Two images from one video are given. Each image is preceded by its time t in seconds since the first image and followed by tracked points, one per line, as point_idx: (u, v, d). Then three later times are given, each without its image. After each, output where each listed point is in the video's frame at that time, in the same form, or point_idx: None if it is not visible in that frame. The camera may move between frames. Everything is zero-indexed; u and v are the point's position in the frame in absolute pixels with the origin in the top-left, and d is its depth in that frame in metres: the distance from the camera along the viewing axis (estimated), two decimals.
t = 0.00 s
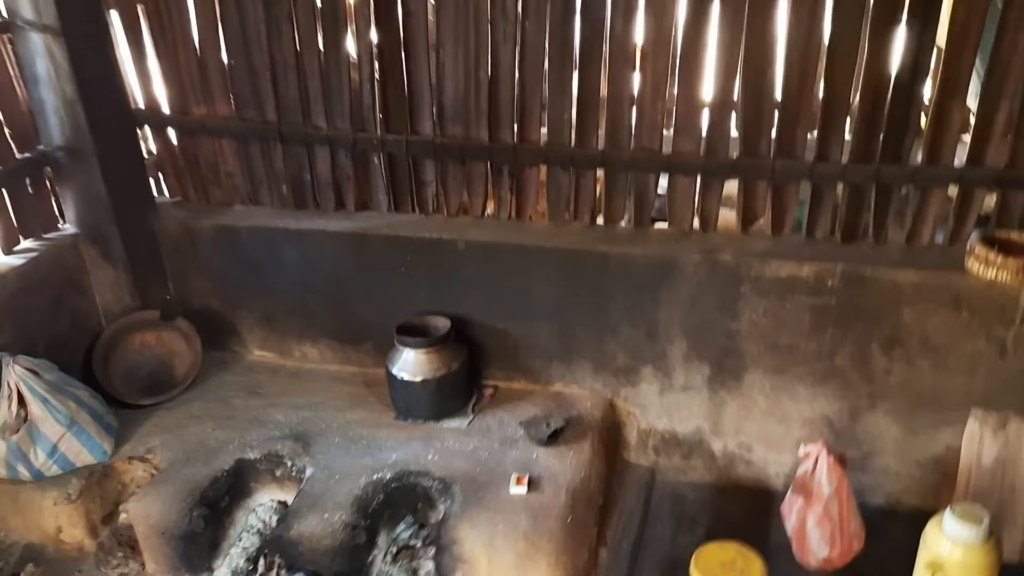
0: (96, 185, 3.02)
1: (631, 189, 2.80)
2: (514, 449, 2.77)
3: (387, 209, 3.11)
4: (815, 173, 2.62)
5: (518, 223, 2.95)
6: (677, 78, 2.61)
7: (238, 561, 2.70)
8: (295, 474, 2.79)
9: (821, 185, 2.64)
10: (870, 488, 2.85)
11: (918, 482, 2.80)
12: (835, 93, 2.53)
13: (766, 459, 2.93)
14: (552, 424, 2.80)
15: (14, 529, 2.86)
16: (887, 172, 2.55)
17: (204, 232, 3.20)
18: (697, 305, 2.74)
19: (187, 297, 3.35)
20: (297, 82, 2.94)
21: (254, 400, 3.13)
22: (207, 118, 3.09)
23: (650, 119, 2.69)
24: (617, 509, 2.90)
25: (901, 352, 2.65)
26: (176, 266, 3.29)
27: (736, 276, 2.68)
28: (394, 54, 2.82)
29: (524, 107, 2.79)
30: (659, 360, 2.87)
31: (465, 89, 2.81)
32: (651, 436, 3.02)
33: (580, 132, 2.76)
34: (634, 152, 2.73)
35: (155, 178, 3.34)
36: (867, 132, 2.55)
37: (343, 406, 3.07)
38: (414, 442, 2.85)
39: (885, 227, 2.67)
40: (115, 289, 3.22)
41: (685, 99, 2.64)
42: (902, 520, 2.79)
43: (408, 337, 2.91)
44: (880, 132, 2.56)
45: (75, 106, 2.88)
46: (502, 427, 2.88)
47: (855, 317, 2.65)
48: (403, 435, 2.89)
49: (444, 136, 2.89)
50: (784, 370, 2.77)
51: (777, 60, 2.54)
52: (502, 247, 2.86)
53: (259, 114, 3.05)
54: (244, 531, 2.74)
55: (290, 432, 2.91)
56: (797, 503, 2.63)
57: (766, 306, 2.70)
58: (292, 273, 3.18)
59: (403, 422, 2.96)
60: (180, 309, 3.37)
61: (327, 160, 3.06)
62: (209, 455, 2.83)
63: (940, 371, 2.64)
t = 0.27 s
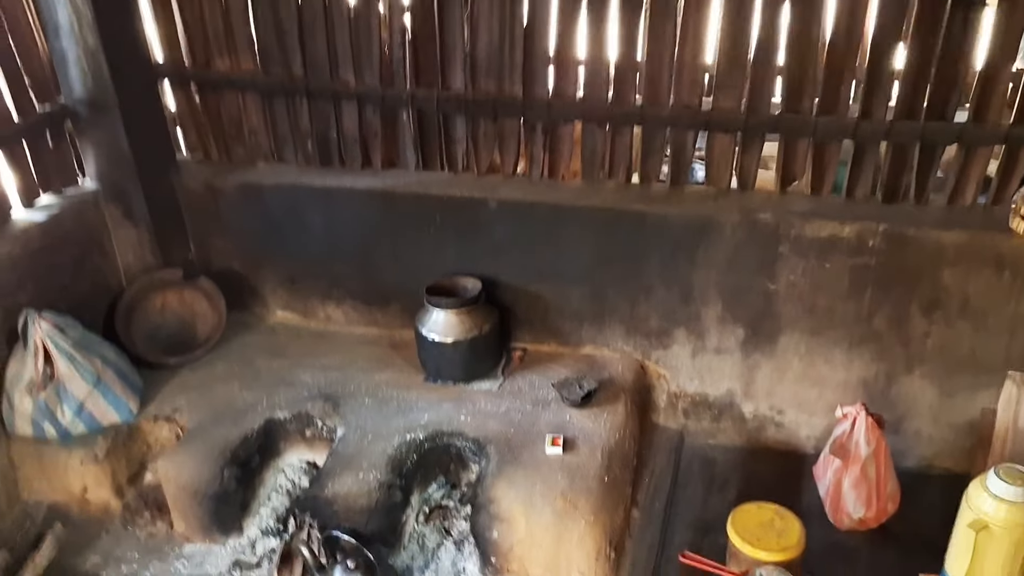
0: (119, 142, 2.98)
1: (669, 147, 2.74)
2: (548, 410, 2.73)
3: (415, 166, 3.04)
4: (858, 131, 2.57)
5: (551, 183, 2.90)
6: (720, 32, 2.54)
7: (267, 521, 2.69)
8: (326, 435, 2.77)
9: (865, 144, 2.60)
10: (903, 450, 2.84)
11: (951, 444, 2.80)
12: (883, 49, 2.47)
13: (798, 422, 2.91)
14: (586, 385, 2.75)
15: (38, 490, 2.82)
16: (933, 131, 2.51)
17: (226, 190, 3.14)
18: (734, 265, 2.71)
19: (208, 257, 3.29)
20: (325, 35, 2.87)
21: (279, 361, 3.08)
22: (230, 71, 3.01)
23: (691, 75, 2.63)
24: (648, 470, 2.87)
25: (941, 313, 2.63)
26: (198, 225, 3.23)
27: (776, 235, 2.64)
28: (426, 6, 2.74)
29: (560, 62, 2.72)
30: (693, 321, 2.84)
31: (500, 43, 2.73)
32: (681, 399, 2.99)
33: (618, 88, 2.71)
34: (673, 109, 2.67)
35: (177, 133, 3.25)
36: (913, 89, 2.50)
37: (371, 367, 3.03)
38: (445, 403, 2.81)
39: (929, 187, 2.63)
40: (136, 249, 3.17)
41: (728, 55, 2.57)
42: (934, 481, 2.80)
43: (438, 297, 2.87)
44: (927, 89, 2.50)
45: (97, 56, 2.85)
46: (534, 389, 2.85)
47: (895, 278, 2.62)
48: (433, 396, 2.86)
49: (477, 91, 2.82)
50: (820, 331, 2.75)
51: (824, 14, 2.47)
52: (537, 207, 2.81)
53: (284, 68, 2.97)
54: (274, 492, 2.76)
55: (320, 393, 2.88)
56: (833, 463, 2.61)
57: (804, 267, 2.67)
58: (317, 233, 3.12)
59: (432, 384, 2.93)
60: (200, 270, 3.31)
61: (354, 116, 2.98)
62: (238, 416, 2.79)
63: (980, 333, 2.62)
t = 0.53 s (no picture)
0: (148, 102, 2.97)
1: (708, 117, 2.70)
2: (579, 380, 2.71)
3: (446, 133, 3.01)
4: (902, 103, 2.53)
5: (585, 151, 2.87)
6: None
7: (298, 486, 2.70)
8: (356, 402, 2.75)
9: (907, 117, 2.56)
10: (933, 425, 2.85)
11: (982, 420, 2.80)
12: (933, 20, 2.41)
13: (828, 396, 2.91)
14: (618, 355, 2.74)
15: (67, 451, 2.83)
16: (979, 104, 2.46)
17: (254, 153, 3.10)
18: (771, 238, 2.69)
19: (234, 221, 3.26)
20: None
21: (307, 327, 3.07)
22: (259, 32, 2.95)
23: (733, 44, 2.58)
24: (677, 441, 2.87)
25: (978, 290, 2.61)
26: (224, 188, 3.20)
27: (815, 208, 2.61)
28: None
29: (599, 29, 2.67)
30: (726, 294, 2.82)
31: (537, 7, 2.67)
32: (711, 372, 2.98)
33: (658, 56, 2.66)
34: (713, 78, 2.63)
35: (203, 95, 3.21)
36: (960, 62, 2.45)
37: (400, 335, 3.02)
38: (477, 372, 2.80)
39: (970, 161, 2.60)
40: (162, 212, 3.17)
41: (772, 23, 2.52)
42: (960, 454, 2.82)
43: (470, 266, 2.85)
44: (975, 62, 2.45)
45: (127, 15, 2.83)
46: (565, 359, 2.84)
47: (934, 253, 2.59)
48: (464, 365, 2.85)
49: (513, 57, 2.78)
50: (855, 306, 2.73)
51: None
52: (571, 175, 2.78)
53: (315, 29, 2.92)
54: (303, 458, 2.76)
55: (350, 359, 2.88)
56: (866, 437, 2.61)
57: (842, 240, 2.64)
58: (346, 198, 3.09)
59: (461, 352, 2.92)
60: (226, 234, 3.29)
61: (386, 80, 2.94)
62: (269, 380, 2.79)
63: (1017, 310, 2.60)
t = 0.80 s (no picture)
0: (174, 62, 2.92)
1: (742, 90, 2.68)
2: (604, 353, 2.70)
3: (474, 102, 2.98)
4: (940, 81, 2.48)
5: (616, 122, 2.84)
6: None
7: (321, 451, 2.68)
8: (381, 369, 2.76)
9: (945, 95, 2.52)
10: (957, 406, 2.83)
11: (1007, 402, 2.78)
12: None
13: (852, 375, 2.90)
14: (644, 329, 2.74)
15: (89, 412, 2.83)
16: (1019, 83, 2.41)
17: (279, 116, 3.08)
18: (802, 214, 2.67)
19: (258, 186, 3.25)
20: None
21: (330, 294, 3.06)
22: None
23: (771, 17, 2.54)
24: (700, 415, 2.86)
25: (1010, 271, 2.58)
26: (249, 151, 3.18)
27: (848, 184, 2.59)
28: None
29: None
30: (754, 270, 2.81)
31: None
32: (736, 348, 2.98)
33: (693, 27, 2.62)
34: (749, 50, 2.59)
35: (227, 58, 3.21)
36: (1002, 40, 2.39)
37: (424, 304, 3.01)
38: (501, 342, 2.80)
39: (1007, 141, 2.55)
40: (186, 172, 3.13)
41: None
42: (985, 436, 2.80)
43: (496, 235, 2.83)
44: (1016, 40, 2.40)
45: None
46: (590, 331, 2.83)
47: (966, 233, 2.57)
48: (488, 335, 2.84)
49: (545, 25, 2.75)
50: (883, 284, 2.72)
51: None
52: (601, 146, 2.76)
53: None
54: (327, 424, 2.74)
55: (374, 326, 2.87)
56: (892, 415, 2.61)
57: (873, 218, 2.62)
58: (371, 164, 3.06)
59: (486, 323, 2.91)
60: (250, 198, 3.27)
61: (415, 46, 2.92)
62: (294, 345, 2.81)
63: None
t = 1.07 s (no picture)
0: (189, 27, 2.93)
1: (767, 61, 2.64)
2: (621, 327, 2.69)
3: (493, 71, 2.94)
4: (971, 56, 2.44)
5: (637, 95, 2.80)
6: None
7: (336, 422, 2.68)
8: (397, 339, 2.76)
9: (976, 71, 2.47)
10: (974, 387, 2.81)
11: None
12: None
13: (869, 354, 2.88)
14: (662, 304, 2.71)
15: (103, 377, 2.83)
16: None
17: (294, 83, 3.04)
18: (825, 189, 2.65)
19: (272, 154, 3.21)
20: None
21: (344, 264, 3.04)
22: None
23: None
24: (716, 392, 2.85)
25: None
26: (264, 119, 3.15)
27: (874, 159, 2.56)
28: None
29: None
30: (774, 246, 2.79)
31: None
32: (752, 325, 2.96)
33: None
34: (776, 22, 2.55)
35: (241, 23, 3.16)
36: None
37: (438, 276, 2.98)
38: (516, 315, 2.78)
39: None
40: (200, 139, 3.12)
41: None
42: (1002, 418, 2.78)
43: (514, 207, 2.80)
44: None
45: None
46: (606, 306, 2.80)
47: (991, 211, 2.53)
48: (504, 308, 2.81)
49: None
50: (904, 263, 2.69)
51: None
52: (622, 118, 2.72)
53: None
54: (342, 393, 2.75)
55: (389, 298, 2.86)
56: (910, 395, 2.58)
57: (897, 195, 2.59)
58: (387, 134, 3.03)
59: (500, 296, 2.88)
60: (263, 167, 3.24)
61: (435, 12, 2.88)
62: (309, 315, 2.79)
63: None
